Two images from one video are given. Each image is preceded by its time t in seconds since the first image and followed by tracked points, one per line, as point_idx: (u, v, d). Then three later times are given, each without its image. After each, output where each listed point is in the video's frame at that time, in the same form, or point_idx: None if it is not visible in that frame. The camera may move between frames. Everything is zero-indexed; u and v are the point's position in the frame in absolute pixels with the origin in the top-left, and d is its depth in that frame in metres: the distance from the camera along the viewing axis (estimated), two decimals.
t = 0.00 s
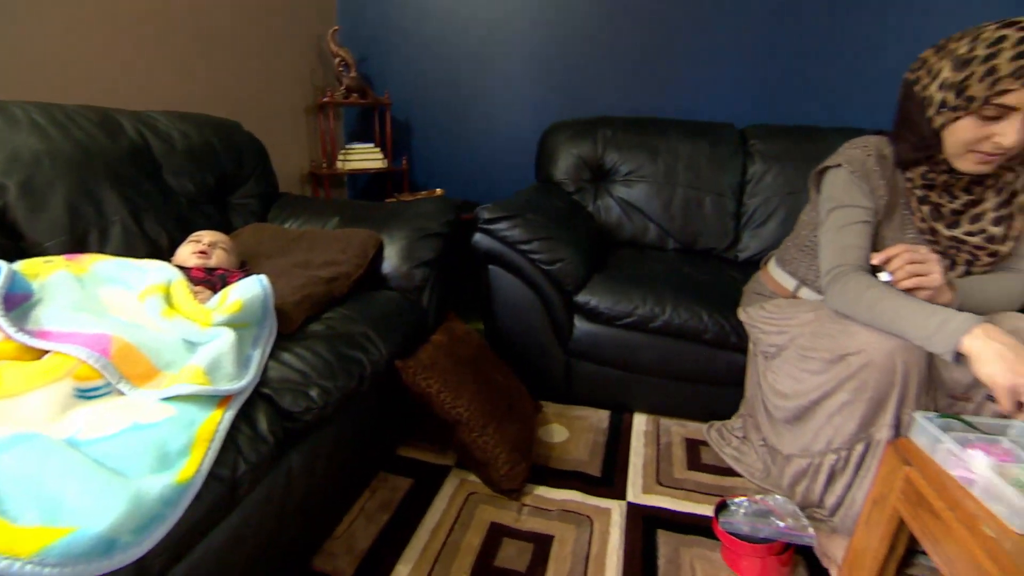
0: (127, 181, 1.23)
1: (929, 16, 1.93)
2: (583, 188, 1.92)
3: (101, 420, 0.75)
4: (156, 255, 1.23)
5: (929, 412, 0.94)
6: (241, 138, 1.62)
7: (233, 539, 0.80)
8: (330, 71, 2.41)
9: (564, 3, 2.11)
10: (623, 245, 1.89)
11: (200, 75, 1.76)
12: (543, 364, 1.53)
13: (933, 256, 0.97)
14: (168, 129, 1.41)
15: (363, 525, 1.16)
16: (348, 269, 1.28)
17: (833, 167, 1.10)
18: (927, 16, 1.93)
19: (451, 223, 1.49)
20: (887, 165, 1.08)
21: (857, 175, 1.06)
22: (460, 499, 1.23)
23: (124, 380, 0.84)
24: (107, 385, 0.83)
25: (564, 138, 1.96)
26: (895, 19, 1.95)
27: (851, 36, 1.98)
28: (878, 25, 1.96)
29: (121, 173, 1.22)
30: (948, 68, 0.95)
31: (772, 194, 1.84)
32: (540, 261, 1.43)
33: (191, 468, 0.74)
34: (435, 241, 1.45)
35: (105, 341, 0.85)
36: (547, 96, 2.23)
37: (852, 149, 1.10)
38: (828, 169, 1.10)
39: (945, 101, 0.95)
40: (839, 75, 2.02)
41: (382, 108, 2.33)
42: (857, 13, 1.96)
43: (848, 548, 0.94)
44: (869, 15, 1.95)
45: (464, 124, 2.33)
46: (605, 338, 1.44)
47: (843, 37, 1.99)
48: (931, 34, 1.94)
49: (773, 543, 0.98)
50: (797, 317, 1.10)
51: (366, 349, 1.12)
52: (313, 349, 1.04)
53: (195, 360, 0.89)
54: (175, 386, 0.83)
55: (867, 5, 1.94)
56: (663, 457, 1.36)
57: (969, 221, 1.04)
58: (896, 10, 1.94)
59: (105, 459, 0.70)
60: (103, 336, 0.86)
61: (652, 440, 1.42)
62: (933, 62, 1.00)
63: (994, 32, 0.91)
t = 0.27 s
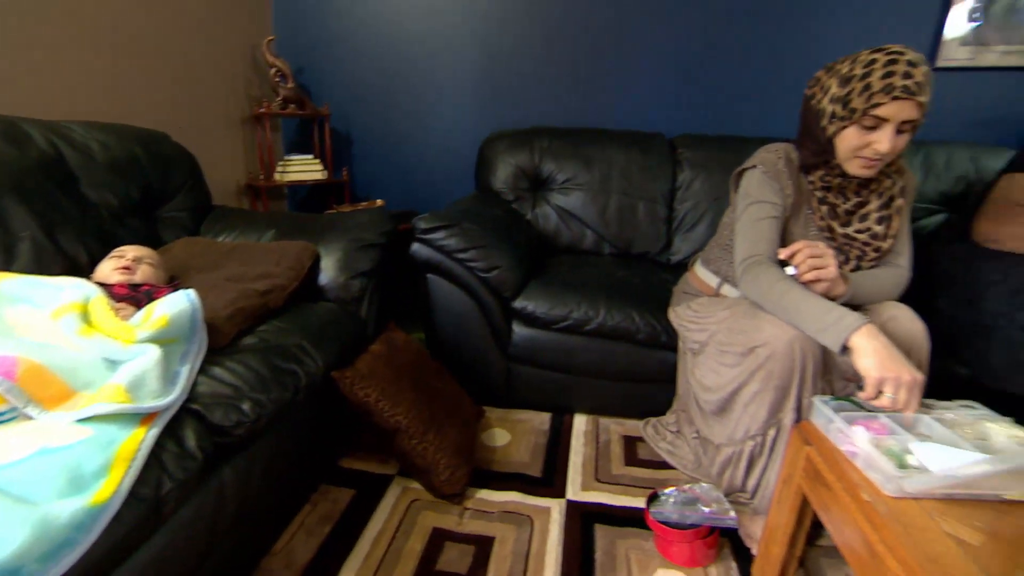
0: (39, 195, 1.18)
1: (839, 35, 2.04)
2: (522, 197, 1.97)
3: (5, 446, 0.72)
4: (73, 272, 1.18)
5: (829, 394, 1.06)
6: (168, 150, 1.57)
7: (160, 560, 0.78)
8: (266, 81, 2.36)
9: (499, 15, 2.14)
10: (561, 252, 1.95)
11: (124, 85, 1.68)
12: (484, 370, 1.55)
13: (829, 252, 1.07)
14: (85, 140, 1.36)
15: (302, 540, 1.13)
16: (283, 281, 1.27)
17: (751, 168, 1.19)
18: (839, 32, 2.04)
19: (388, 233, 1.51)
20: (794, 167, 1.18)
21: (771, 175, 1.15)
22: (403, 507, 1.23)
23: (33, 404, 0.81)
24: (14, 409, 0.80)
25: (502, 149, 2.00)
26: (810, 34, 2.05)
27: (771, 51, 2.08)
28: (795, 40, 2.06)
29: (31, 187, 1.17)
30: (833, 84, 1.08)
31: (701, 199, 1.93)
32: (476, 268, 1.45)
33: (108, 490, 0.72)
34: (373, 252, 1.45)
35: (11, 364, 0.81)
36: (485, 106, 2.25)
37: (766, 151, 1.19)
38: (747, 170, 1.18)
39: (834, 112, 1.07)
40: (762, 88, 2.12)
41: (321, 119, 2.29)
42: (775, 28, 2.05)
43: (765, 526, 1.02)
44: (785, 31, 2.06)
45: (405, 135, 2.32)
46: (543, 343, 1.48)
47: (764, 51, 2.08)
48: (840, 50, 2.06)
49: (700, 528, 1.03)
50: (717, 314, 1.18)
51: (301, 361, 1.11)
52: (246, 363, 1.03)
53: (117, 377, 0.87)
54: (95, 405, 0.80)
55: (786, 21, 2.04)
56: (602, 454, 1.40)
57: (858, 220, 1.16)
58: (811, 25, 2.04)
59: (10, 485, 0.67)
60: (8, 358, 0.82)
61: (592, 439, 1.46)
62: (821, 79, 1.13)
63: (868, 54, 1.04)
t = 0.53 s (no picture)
0: None
1: (754, 60, 2.19)
2: (461, 210, 2.00)
3: None
4: None
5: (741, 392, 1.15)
6: (85, 164, 1.50)
7: None
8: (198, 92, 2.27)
9: (436, 32, 2.16)
10: (500, 264, 1.99)
11: (40, 94, 1.58)
12: (425, 382, 1.56)
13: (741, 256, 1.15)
14: None
15: (234, 563, 1.09)
16: (213, 298, 1.24)
17: (677, 177, 1.26)
18: (754, 55, 2.18)
19: (324, 248, 1.49)
20: (714, 178, 1.26)
21: (695, 182, 1.22)
22: (341, 523, 1.21)
23: None
24: None
25: (441, 162, 2.02)
26: (730, 56, 2.18)
27: (694, 71, 2.20)
28: (715, 62, 2.19)
29: None
30: (745, 103, 1.15)
31: (634, 210, 2.00)
32: (413, 282, 1.47)
33: (3, 524, 0.68)
34: (308, 267, 1.44)
35: None
36: (424, 121, 2.26)
37: (690, 162, 1.26)
38: (673, 178, 1.25)
39: (746, 128, 1.15)
40: (688, 106, 2.24)
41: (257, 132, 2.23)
42: (698, 51, 2.18)
43: (691, 519, 1.07)
44: (707, 53, 2.18)
45: (345, 149, 2.29)
46: (482, 354, 1.50)
47: (688, 72, 2.20)
48: (757, 72, 2.20)
49: (631, 526, 1.07)
50: (644, 319, 1.24)
51: (231, 379, 1.09)
52: (170, 383, 1.00)
53: (19, 405, 0.82)
54: None
55: (708, 44, 2.17)
56: (541, 460, 1.43)
57: (770, 229, 1.23)
58: (730, 48, 2.17)
59: None
60: None
61: (532, 446, 1.49)
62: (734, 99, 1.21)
63: (772, 77, 1.13)
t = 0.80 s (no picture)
0: None
1: (690, 73, 2.29)
2: (409, 220, 2.00)
3: None
4: None
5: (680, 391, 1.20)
6: (3, 177, 1.42)
7: None
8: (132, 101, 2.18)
9: (382, 43, 2.16)
10: (450, 272, 2.00)
11: None
12: (374, 392, 1.56)
13: (678, 257, 1.20)
14: None
15: None
16: (148, 315, 1.20)
17: (617, 183, 1.31)
18: (690, 69, 2.29)
19: (267, 260, 1.47)
20: (651, 184, 1.31)
21: (634, 187, 1.27)
22: (288, 540, 1.18)
23: None
24: None
25: (388, 173, 2.02)
26: (668, 69, 2.28)
27: (634, 84, 2.28)
28: (655, 74, 2.28)
29: None
30: (678, 112, 1.21)
31: (580, 217, 2.05)
32: (359, 292, 1.46)
33: None
34: (250, 280, 1.41)
35: None
36: (371, 131, 2.25)
37: (629, 169, 1.32)
38: (613, 185, 1.30)
39: (679, 136, 1.20)
40: (629, 116, 2.32)
41: (197, 142, 2.17)
42: (638, 64, 2.26)
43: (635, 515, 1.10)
44: (647, 66, 2.27)
45: (290, 159, 2.26)
46: (430, 362, 1.51)
47: (629, 84, 2.28)
48: (692, 84, 2.30)
49: (578, 525, 1.09)
50: (587, 323, 1.28)
51: (167, 398, 1.06)
52: (98, 405, 0.96)
53: None
54: None
55: (646, 57, 2.25)
56: (492, 466, 1.44)
57: (703, 232, 1.29)
58: (668, 61, 2.27)
59: None
60: None
61: (483, 452, 1.50)
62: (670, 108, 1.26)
63: (703, 88, 1.18)
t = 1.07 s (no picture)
0: None
1: (642, 74, 2.35)
2: (366, 222, 1.99)
3: None
4: None
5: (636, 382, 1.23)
6: None
7: None
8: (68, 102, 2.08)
9: (335, 44, 2.13)
10: (407, 274, 1.99)
11: None
12: (332, 397, 1.54)
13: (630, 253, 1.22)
14: None
15: None
16: (86, 326, 1.16)
17: (568, 183, 1.33)
18: (641, 70, 2.34)
19: (218, 266, 1.44)
20: (602, 183, 1.33)
21: (585, 186, 1.29)
22: (244, 551, 1.15)
23: None
24: None
25: (343, 175, 2.00)
26: (620, 70, 2.33)
27: (587, 86, 2.33)
28: (607, 76, 2.33)
29: None
30: (625, 112, 1.24)
31: (537, 217, 2.07)
32: (313, 296, 1.44)
33: None
34: (199, 287, 1.37)
35: None
36: (325, 133, 2.22)
37: (580, 168, 1.34)
38: (565, 184, 1.32)
39: (626, 135, 1.24)
40: (584, 118, 2.37)
41: (141, 145, 2.09)
42: (591, 67, 2.31)
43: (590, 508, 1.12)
44: (600, 68, 2.32)
45: (242, 163, 2.20)
46: (388, 365, 1.50)
47: (583, 86, 2.32)
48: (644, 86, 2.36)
49: (536, 520, 1.11)
50: (543, 320, 1.30)
51: (109, 411, 1.03)
52: (30, 422, 0.91)
53: None
54: None
55: (599, 60, 2.30)
56: (452, 466, 1.44)
57: (652, 228, 1.32)
58: (620, 64, 2.32)
59: None
60: None
61: (444, 453, 1.50)
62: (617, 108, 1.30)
63: (647, 89, 1.22)
